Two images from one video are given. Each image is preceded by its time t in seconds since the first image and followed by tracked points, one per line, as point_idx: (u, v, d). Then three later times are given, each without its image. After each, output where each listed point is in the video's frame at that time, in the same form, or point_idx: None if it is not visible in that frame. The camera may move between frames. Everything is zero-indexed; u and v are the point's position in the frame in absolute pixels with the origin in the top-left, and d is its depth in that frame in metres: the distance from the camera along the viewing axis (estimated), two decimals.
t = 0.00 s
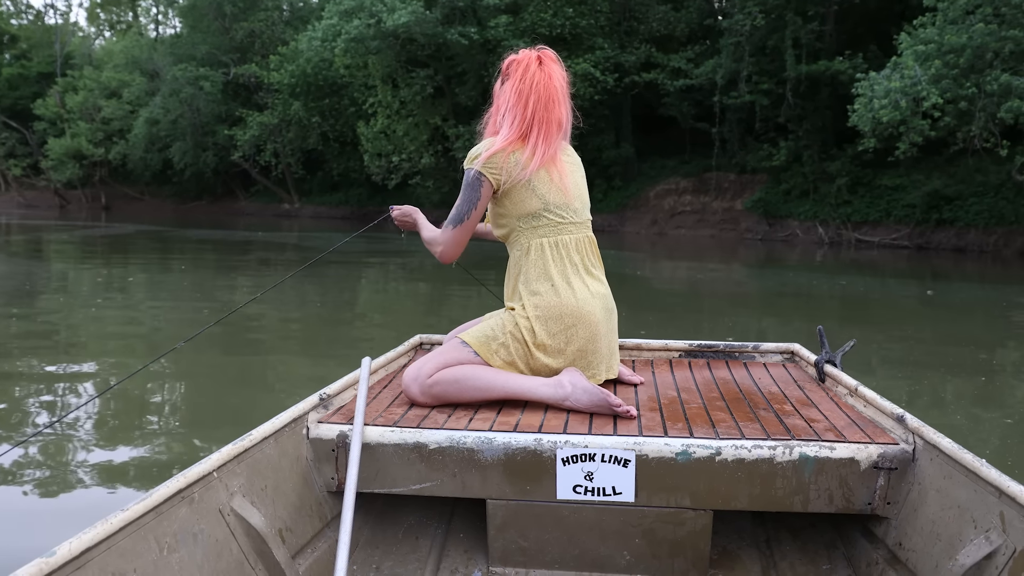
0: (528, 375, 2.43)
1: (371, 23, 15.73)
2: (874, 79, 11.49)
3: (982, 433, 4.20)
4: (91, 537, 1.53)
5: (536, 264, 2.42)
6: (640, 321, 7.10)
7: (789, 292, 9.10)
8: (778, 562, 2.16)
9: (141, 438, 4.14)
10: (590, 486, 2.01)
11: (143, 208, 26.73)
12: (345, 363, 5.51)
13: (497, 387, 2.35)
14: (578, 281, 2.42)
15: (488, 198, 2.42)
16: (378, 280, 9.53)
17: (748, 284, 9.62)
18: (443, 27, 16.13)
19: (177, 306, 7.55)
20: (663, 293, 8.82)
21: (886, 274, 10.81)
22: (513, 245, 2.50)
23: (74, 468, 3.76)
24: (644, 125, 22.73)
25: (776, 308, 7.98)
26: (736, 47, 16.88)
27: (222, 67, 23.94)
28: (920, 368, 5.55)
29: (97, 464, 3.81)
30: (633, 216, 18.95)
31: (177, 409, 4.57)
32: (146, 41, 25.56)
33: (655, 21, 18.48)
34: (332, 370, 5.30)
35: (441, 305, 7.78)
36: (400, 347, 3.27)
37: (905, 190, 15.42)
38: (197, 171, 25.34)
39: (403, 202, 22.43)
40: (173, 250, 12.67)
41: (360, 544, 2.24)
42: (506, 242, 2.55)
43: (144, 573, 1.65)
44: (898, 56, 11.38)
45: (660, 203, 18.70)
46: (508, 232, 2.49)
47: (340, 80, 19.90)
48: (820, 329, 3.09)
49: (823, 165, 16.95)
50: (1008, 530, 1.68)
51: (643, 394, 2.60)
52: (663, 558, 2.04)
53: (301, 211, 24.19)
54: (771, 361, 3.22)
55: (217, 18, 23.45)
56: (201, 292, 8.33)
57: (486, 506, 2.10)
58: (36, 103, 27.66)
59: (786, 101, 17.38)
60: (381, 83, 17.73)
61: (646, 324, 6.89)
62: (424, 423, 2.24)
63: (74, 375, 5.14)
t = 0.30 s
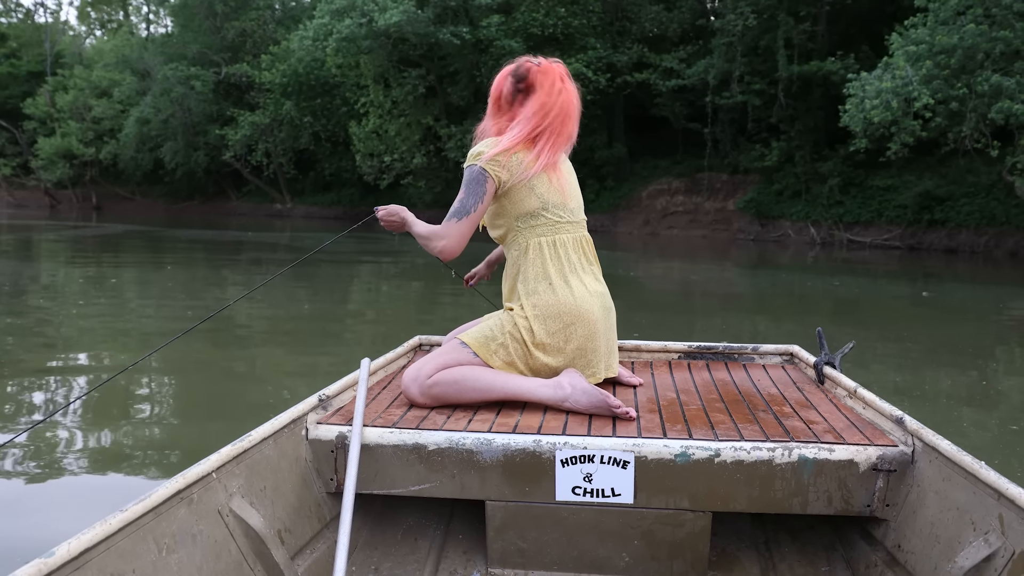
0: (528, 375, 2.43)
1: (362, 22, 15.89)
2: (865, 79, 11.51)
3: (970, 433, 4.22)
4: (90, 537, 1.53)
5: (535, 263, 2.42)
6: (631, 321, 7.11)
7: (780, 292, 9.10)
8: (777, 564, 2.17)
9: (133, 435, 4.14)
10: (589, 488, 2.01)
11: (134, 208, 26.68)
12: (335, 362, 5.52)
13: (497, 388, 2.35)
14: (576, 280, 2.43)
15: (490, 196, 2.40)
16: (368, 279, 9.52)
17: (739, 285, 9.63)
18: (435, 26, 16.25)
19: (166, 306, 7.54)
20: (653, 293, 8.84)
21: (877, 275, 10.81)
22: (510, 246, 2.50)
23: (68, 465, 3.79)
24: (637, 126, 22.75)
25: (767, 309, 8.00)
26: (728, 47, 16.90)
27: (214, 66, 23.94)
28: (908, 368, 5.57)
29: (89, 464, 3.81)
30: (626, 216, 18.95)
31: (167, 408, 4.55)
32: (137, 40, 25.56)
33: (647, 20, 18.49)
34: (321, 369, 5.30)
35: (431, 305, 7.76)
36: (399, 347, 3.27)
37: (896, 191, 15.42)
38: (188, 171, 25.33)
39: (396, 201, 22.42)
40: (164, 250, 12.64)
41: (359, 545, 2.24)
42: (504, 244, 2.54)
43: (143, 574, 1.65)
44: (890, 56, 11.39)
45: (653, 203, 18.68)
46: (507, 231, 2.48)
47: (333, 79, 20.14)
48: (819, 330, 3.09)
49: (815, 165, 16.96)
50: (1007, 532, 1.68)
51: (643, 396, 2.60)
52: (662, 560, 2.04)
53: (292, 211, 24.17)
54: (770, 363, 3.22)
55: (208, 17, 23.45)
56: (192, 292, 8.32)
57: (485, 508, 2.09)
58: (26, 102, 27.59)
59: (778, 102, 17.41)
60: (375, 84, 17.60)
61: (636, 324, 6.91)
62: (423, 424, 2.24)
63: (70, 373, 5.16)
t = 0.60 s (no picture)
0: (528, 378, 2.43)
1: (356, 21, 16.04)
2: (860, 79, 11.52)
3: (961, 432, 4.22)
4: (89, 537, 1.53)
5: (538, 266, 2.43)
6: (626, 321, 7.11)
7: (775, 292, 9.10)
8: (776, 567, 2.17)
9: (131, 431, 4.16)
10: (588, 491, 2.00)
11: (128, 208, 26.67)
12: (328, 360, 5.53)
13: (497, 390, 2.34)
14: (578, 284, 2.43)
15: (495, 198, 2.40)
16: (363, 279, 9.53)
17: (734, 286, 9.63)
18: (429, 25, 16.37)
19: (160, 306, 7.55)
20: (647, 293, 8.85)
21: (873, 275, 10.82)
22: (513, 248, 2.50)
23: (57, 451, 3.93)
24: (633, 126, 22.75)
25: (761, 308, 8.01)
26: (723, 47, 16.88)
27: (207, 66, 23.95)
28: (901, 367, 5.59)
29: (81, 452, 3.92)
30: (621, 216, 18.96)
31: (159, 405, 4.58)
32: (131, 40, 25.60)
33: (642, 20, 18.48)
34: (313, 368, 5.31)
35: (424, 305, 7.76)
36: (399, 349, 3.28)
37: (890, 191, 15.44)
38: (182, 171, 25.34)
39: (390, 200, 22.43)
40: (159, 250, 12.65)
41: (358, 547, 2.24)
42: (506, 246, 2.54)
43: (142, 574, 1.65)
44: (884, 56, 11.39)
45: (648, 203, 18.69)
46: (510, 234, 2.48)
47: (328, 78, 20.32)
48: (819, 334, 3.09)
49: (810, 165, 16.98)
50: (1006, 537, 1.68)
51: (642, 399, 2.60)
52: (661, 562, 2.04)
53: (287, 211, 24.16)
54: (770, 366, 3.21)
55: (201, 16, 23.45)
56: (186, 291, 8.34)
57: (484, 510, 2.09)
58: (18, 102, 27.58)
59: (773, 101, 17.44)
60: (368, 84, 18.35)
61: (629, 324, 6.92)
62: (423, 426, 2.24)
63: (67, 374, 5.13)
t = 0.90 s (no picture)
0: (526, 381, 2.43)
1: (349, 20, 16.21)
2: (853, 77, 11.47)
3: (954, 430, 4.22)
4: (87, 539, 1.53)
5: (540, 269, 2.42)
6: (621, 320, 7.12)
7: (769, 292, 9.11)
8: (774, 568, 2.17)
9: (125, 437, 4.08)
10: (586, 492, 2.01)
11: (122, 208, 26.62)
12: (323, 361, 5.53)
13: (495, 393, 2.35)
14: (580, 289, 2.43)
15: (500, 197, 2.39)
16: (357, 280, 9.53)
17: (729, 285, 9.64)
18: (422, 24, 16.47)
19: (154, 306, 7.55)
20: (642, 292, 8.85)
21: (867, 274, 10.83)
22: (515, 250, 2.50)
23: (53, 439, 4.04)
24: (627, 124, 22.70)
25: (755, 307, 8.02)
26: (717, 45, 16.93)
27: (201, 65, 23.95)
28: (894, 366, 5.60)
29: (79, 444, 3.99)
30: (616, 215, 18.97)
31: (159, 403, 4.64)
32: (124, 39, 25.58)
33: (635, 19, 18.46)
34: (308, 368, 5.31)
35: (418, 305, 7.75)
36: (397, 350, 3.28)
37: (884, 190, 15.47)
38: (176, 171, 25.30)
39: (384, 200, 22.42)
40: (153, 251, 12.63)
41: (356, 548, 2.24)
42: (507, 247, 2.54)
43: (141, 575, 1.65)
44: (878, 55, 11.37)
45: (642, 202, 18.74)
46: (513, 236, 2.48)
47: (320, 78, 20.59)
48: (817, 336, 3.09)
49: (804, 165, 17.00)
50: (1004, 539, 1.68)
51: (640, 400, 2.60)
52: (659, 563, 2.04)
53: (281, 211, 24.11)
54: (768, 367, 3.21)
55: (195, 15, 23.45)
56: (181, 292, 8.33)
57: (482, 512, 2.09)
58: (11, 102, 27.52)
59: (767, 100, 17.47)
60: (362, 83, 18.07)
61: (624, 323, 6.92)
62: (421, 428, 2.24)
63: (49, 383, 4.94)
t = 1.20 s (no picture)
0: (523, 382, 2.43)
1: (340, 19, 16.29)
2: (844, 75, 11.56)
3: (943, 429, 4.22)
4: (85, 539, 1.53)
5: (538, 268, 2.42)
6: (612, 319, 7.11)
7: (760, 291, 9.11)
8: (772, 568, 2.17)
9: (118, 438, 4.00)
10: (584, 491, 2.01)
11: (112, 208, 26.51)
12: (313, 361, 5.51)
13: (492, 393, 2.34)
14: (578, 288, 2.43)
15: (500, 196, 2.39)
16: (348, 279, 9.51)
17: (720, 284, 9.64)
18: (413, 23, 16.55)
19: (144, 305, 7.52)
20: (633, 291, 8.84)
21: (858, 273, 10.84)
22: (514, 249, 2.50)
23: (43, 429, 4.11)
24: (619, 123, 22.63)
25: (746, 306, 8.03)
26: (708, 44, 16.98)
27: (192, 64, 23.91)
28: (884, 364, 5.60)
29: (71, 433, 4.07)
30: (608, 214, 18.95)
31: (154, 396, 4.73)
32: (115, 38, 25.50)
33: (627, 17, 18.43)
34: (299, 368, 5.29)
35: (407, 305, 7.72)
36: (394, 350, 3.27)
37: (876, 189, 15.52)
38: (166, 170, 25.22)
39: (375, 199, 22.37)
40: (143, 250, 12.59)
41: (354, 549, 2.24)
42: (506, 247, 2.54)
43: None
44: (870, 53, 11.40)
45: (634, 201, 18.75)
46: (512, 236, 2.48)
47: (312, 78, 20.71)
48: (814, 335, 3.09)
49: (796, 163, 17.04)
50: (1001, 537, 1.69)
51: (637, 400, 2.60)
52: (656, 563, 2.04)
53: (272, 211, 24.03)
54: (765, 366, 3.22)
55: (186, 14, 23.40)
56: (172, 292, 8.30)
57: (479, 512, 2.09)
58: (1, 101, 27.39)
59: (759, 99, 17.52)
60: (353, 82, 18.33)
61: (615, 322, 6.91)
62: (418, 428, 2.24)
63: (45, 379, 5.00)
